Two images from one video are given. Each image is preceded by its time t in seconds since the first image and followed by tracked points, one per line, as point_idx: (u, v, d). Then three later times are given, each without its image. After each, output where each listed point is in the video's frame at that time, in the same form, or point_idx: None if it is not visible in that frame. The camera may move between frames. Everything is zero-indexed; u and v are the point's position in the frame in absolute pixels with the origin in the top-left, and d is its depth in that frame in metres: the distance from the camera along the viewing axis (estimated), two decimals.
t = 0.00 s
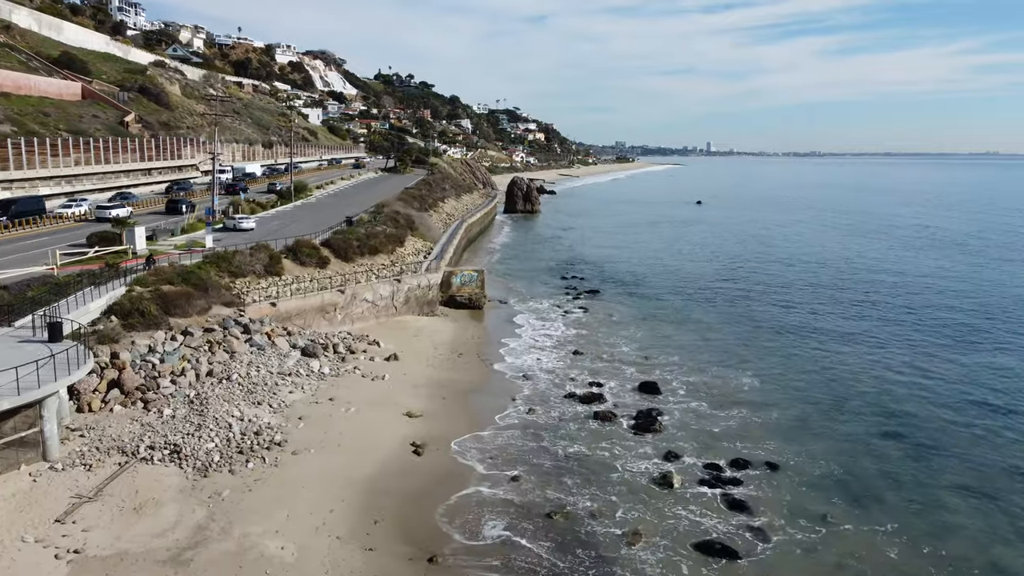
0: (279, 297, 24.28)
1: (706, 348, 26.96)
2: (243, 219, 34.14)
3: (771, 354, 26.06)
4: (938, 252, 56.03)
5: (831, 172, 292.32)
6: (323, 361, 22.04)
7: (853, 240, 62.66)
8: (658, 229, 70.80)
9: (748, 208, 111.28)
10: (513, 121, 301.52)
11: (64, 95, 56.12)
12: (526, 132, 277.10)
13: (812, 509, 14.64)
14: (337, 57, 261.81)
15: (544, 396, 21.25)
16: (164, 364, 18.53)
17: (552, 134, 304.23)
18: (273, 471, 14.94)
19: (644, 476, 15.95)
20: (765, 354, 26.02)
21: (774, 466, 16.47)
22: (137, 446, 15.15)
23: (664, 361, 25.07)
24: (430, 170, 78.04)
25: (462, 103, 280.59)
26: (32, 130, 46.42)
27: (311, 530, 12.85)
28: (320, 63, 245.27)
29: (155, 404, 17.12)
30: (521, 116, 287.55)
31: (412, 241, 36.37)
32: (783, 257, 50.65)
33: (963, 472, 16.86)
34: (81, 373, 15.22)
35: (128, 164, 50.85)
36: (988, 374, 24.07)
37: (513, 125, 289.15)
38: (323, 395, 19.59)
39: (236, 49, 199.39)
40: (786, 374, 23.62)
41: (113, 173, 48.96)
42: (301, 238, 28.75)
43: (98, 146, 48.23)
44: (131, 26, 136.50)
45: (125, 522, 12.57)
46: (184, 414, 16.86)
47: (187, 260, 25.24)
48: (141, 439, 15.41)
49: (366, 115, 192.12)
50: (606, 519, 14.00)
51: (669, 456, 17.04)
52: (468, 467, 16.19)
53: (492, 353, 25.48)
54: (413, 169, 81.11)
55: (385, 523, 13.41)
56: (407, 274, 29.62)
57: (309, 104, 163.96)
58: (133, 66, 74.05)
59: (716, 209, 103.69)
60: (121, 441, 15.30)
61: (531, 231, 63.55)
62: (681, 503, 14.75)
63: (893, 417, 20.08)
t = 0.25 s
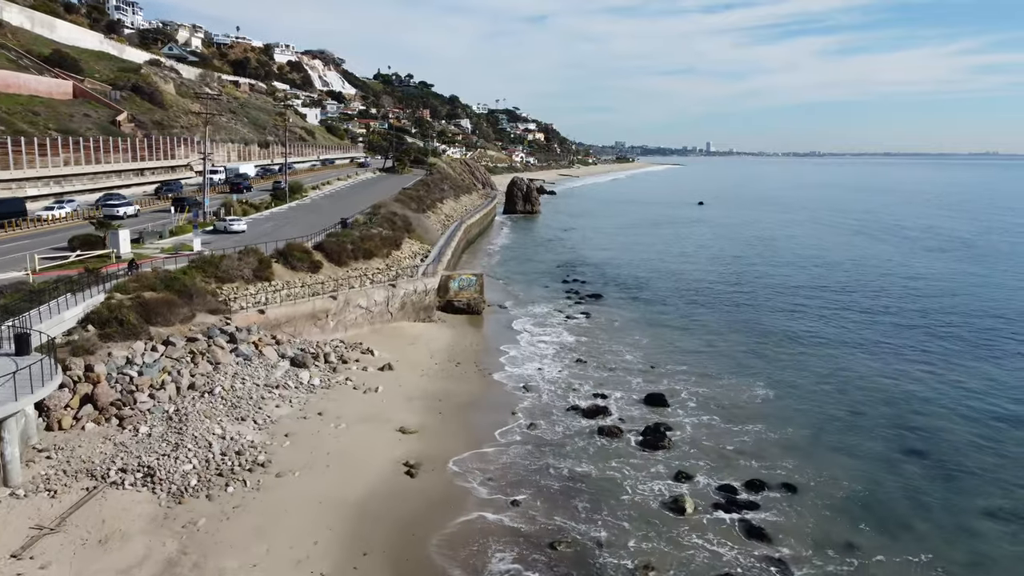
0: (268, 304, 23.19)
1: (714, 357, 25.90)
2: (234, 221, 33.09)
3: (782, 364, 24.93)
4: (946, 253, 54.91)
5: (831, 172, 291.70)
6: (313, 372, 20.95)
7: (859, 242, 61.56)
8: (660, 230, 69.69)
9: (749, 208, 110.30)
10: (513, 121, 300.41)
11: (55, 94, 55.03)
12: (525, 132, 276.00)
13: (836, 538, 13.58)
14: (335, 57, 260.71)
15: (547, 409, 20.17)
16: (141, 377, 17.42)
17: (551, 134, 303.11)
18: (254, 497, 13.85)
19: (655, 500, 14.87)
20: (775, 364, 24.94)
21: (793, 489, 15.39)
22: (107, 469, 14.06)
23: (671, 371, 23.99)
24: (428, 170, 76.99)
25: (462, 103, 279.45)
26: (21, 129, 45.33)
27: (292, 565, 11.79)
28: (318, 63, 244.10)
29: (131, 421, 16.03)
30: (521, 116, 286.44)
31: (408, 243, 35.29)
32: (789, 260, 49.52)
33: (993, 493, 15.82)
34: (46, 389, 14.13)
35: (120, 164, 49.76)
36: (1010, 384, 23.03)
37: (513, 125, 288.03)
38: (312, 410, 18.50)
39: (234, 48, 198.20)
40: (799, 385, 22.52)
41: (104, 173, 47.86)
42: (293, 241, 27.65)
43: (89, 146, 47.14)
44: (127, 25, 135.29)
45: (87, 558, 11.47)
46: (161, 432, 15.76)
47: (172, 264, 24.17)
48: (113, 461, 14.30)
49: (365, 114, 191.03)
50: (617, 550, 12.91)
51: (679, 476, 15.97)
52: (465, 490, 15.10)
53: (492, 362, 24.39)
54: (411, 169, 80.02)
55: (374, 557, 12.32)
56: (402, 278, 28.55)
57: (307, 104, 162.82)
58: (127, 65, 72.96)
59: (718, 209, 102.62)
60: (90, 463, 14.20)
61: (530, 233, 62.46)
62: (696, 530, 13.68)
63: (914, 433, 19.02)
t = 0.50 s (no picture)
0: (257, 311, 22.08)
1: (723, 366, 24.82)
2: (224, 223, 31.99)
3: (795, 374, 23.85)
4: (955, 255, 53.79)
5: (833, 172, 290.52)
6: (302, 385, 19.83)
7: (866, 243, 60.41)
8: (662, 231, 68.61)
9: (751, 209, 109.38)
10: (513, 121, 299.39)
11: (46, 93, 53.94)
12: (525, 132, 275.06)
13: (866, 571, 12.51)
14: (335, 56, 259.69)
15: (550, 424, 19.06)
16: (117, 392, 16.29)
17: (552, 134, 301.87)
18: (232, 527, 12.71)
19: (668, 527, 13.80)
20: (787, 374, 23.85)
21: (815, 514, 14.33)
22: (72, 496, 12.92)
23: (678, 381, 22.91)
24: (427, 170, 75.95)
25: (461, 103, 278.40)
26: (9, 129, 44.25)
27: None
28: (317, 62, 243.04)
29: (103, 441, 14.90)
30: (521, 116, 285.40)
31: (405, 246, 34.20)
32: (796, 262, 48.40)
33: None
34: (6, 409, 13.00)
35: (111, 164, 48.64)
36: None
37: (512, 125, 287.04)
38: (299, 426, 17.39)
39: (232, 48, 197.01)
40: (813, 397, 21.45)
41: (94, 173, 46.74)
42: (284, 245, 26.55)
43: (79, 146, 46.04)
44: (124, 24, 134.16)
45: None
46: (134, 454, 14.62)
47: (156, 269, 23.09)
48: (80, 487, 13.17)
49: (364, 114, 190.05)
50: None
51: (692, 500, 14.89)
52: (463, 517, 13.99)
53: (491, 372, 23.29)
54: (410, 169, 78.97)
55: None
56: (398, 283, 27.46)
57: (306, 103, 161.74)
58: (121, 64, 71.88)
59: (720, 210, 101.27)
60: (54, 489, 13.06)
61: (530, 234, 61.37)
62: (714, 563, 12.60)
63: (938, 450, 17.96)
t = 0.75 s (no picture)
0: (243, 320, 20.95)
1: (732, 376, 23.74)
2: (214, 227, 30.86)
3: (808, 385, 22.77)
4: (965, 257, 52.62)
5: (834, 172, 289.23)
6: (290, 398, 18.70)
7: (872, 244, 59.26)
8: (664, 232, 67.50)
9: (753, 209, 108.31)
10: (512, 121, 298.46)
11: (35, 92, 52.80)
12: (525, 132, 274.07)
13: None
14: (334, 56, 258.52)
15: (553, 441, 17.95)
16: (87, 409, 15.17)
17: (552, 134, 300.90)
18: (205, 562, 11.61)
19: (683, 559, 12.75)
20: (801, 385, 22.78)
21: (839, 543, 13.27)
22: (31, 529, 11.80)
23: (687, 393, 21.82)
24: (425, 170, 74.87)
25: (461, 103, 277.26)
26: None
27: None
28: (316, 62, 242.00)
29: (70, 463, 13.80)
30: (520, 116, 284.36)
31: (401, 249, 33.10)
32: (802, 264, 47.28)
33: None
34: None
35: (100, 164, 47.49)
36: None
37: (512, 125, 286.03)
38: (284, 444, 16.29)
39: (230, 48, 195.86)
40: (830, 410, 20.37)
41: (83, 174, 45.60)
42: (274, 248, 25.46)
43: (67, 146, 44.90)
44: (120, 23, 132.98)
45: None
46: (103, 479, 13.49)
47: (137, 275, 21.97)
48: (40, 518, 12.05)
49: (362, 114, 189.03)
50: None
51: (706, 526, 13.82)
52: (461, 548, 12.88)
53: (491, 382, 22.18)
54: (408, 170, 77.86)
55: None
56: (394, 288, 26.34)
57: (304, 103, 160.63)
58: (114, 62, 70.75)
59: (721, 211, 100.28)
60: (12, 520, 11.93)
61: (530, 236, 60.26)
62: None
63: (965, 469, 16.91)
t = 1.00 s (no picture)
0: (228, 329, 19.86)
1: (742, 387, 22.68)
2: (203, 230, 29.81)
3: (824, 397, 21.68)
4: (975, 259, 51.54)
5: (836, 172, 288.16)
6: (277, 414, 17.61)
7: (879, 246, 58.22)
8: (667, 234, 66.41)
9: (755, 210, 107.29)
10: (512, 121, 297.56)
11: (25, 90, 51.72)
12: (525, 132, 272.95)
13: None
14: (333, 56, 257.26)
15: (557, 460, 16.83)
16: (54, 429, 14.04)
17: (552, 134, 299.86)
18: None
19: None
20: (815, 397, 21.69)
21: None
22: None
23: (697, 406, 20.74)
24: (423, 170, 73.82)
25: (461, 103, 276.07)
26: None
27: None
28: (315, 61, 241.00)
29: (31, 491, 12.66)
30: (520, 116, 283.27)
31: (398, 253, 32.03)
32: (809, 267, 46.18)
33: None
34: None
35: (91, 164, 46.40)
36: None
37: (512, 125, 284.95)
38: (268, 466, 15.18)
39: (229, 47, 194.69)
40: (848, 425, 19.30)
41: (73, 174, 44.52)
42: (264, 253, 24.39)
43: (56, 145, 43.82)
44: (117, 22, 131.83)
45: None
46: (66, 509, 12.36)
47: (117, 281, 20.88)
48: None
49: (361, 114, 187.92)
50: None
51: (724, 558, 12.74)
52: None
53: (489, 394, 21.08)
54: (406, 170, 76.76)
55: None
56: (388, 294, 25.28)
57: (302, 102, 159.52)
58: (108, 60, 69.68)
59: (723, 212, 99.22)
60: None
61: (530, 237, 59.19)
62: None
63: (996, 491, 15.85)
